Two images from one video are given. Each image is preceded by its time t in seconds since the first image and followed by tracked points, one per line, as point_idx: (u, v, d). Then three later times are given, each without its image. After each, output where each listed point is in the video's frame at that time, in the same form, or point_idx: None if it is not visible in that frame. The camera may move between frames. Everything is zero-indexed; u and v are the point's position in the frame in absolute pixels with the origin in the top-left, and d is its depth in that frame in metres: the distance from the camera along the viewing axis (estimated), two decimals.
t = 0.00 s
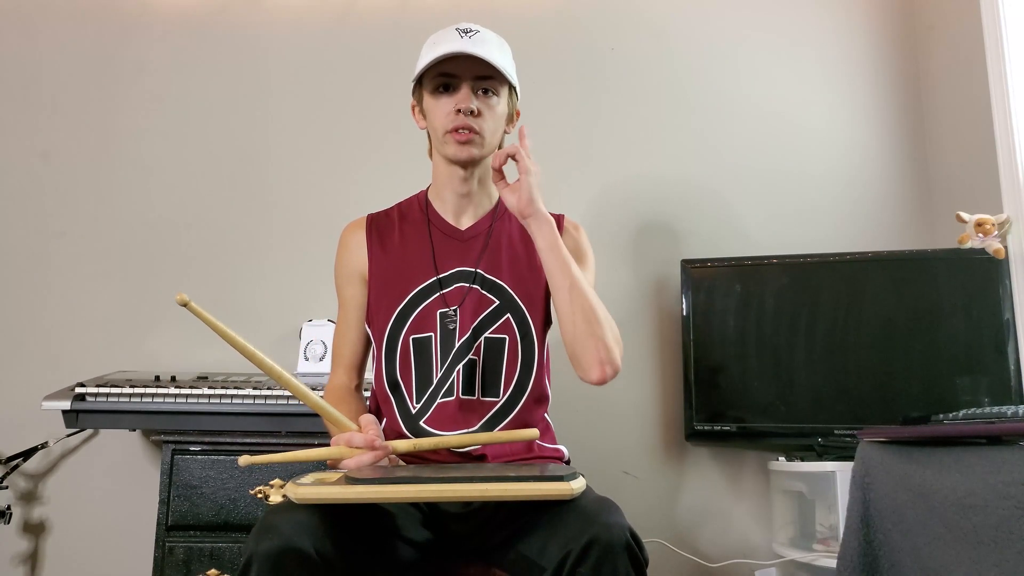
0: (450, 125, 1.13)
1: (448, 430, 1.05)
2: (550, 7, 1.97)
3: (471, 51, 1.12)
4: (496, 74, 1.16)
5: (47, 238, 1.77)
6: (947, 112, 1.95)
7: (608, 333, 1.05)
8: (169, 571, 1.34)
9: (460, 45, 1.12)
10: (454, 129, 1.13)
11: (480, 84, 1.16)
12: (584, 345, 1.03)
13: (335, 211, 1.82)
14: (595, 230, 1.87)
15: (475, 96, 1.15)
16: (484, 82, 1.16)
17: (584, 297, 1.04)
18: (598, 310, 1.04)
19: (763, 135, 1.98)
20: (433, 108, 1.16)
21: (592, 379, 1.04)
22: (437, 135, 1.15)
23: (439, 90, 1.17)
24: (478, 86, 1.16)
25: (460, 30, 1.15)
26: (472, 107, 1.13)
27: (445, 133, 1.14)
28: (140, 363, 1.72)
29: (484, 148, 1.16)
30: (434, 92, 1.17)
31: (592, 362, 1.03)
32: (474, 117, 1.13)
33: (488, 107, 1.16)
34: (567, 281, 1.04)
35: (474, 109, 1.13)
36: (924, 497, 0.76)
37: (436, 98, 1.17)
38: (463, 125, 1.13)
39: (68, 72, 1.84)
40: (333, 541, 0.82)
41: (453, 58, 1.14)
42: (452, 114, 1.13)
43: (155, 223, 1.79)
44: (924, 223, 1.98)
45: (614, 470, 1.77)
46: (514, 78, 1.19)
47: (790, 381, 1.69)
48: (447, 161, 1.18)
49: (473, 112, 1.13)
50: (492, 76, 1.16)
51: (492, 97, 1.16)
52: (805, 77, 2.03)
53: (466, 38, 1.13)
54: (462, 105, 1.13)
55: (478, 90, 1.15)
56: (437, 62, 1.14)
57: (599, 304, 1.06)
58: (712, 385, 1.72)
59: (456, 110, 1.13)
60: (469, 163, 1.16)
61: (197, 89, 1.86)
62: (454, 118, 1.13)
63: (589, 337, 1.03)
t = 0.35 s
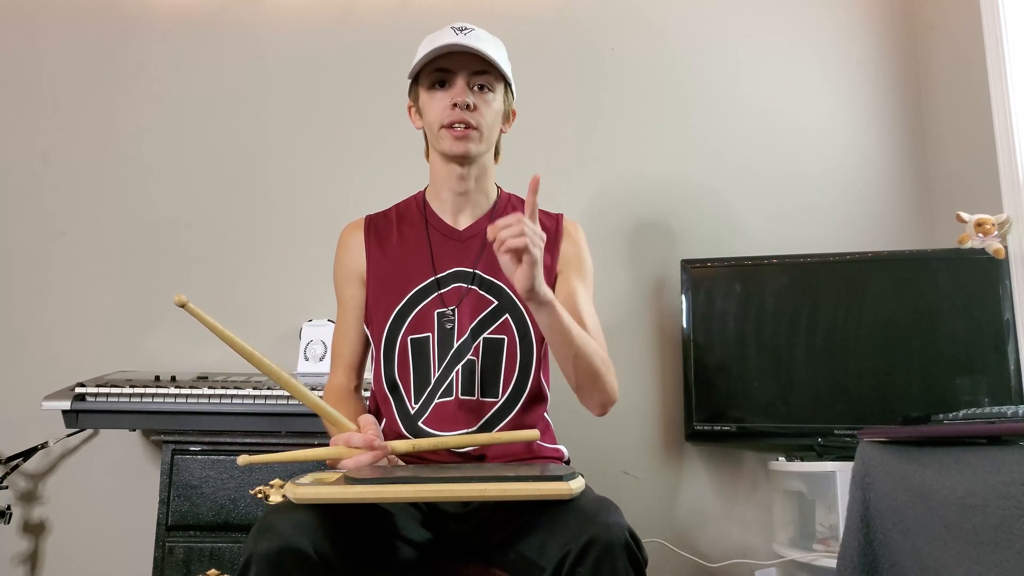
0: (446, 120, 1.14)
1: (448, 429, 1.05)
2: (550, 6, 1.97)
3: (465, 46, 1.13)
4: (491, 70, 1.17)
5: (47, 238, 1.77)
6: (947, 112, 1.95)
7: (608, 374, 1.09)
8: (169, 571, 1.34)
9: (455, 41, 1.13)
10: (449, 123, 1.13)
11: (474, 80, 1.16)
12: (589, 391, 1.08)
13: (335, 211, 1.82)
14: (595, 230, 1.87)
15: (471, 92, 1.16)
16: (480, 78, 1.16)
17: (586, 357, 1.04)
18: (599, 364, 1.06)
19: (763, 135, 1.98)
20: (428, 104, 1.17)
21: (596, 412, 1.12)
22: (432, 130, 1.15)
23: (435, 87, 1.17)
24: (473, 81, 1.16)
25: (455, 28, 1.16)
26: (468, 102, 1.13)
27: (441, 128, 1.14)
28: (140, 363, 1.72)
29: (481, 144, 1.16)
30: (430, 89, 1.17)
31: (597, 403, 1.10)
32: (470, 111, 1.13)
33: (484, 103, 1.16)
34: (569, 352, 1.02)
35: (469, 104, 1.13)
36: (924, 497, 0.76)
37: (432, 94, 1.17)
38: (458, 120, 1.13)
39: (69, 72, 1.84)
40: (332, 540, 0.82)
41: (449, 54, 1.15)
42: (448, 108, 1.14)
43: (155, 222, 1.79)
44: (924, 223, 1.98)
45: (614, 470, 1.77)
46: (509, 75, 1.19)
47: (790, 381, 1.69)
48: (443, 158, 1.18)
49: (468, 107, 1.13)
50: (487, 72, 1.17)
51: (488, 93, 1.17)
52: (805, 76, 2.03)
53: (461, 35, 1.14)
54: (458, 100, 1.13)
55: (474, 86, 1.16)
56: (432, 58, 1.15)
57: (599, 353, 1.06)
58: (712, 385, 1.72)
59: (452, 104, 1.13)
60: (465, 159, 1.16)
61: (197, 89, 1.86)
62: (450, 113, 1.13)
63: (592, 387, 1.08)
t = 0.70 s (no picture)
0: (446, 123, 1.14)
1: (448, 429, 1.05)
2: (550, 7, 1.97)
3: (465, 48, 1.13)
4: (491, 72, 1.17)
5: (47, 238, 1.77)
6: (947, 112, 1.95)
7: (605, 393, 1.10)
8: (169, 572, 1.34)
9: (454, 43, 1.13)
10: (450, 126, 1.14)
11: (474, 82, 1.16)
12: (586, 409, 1.09)
13: (335, 211, 1.82)
14: (595, 230, 1.87)
15: (471, 94, 1.16)
16: (480, 80, 1.16)
17: (582, 383, 1.04)
18: (595, 389, 1.07)
19: (763, 134, 1.98)
20: (429, 107, 1.17)
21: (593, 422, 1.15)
22: (433, 133, 1.16)
23: (435, 89, 1.17)
24: (473, 83, 1.16)
25: (455, 30, 1.16)
26: (468, 105, 1.13)
27: (441, 131, 1.14)
28: (140, 363, 1.72)
29: (481, 146, 1.16)
30: (430, 91, 1.17)
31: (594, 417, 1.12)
32: (470, 114, 1.13)
33: (484, 106, 1.16)
34: (566, 383, 1.03)
35: (469, 107, 1.13)
36: (924, 497, 0.76)
37: (432, 97, 1.17)
38: (459, 123, 1.13)
39: (69, 72, 1.84)
40: (332, 540, 0.82)
41: (449, 57, 1.15)
42: (448, 112, 1.14)
43: (155, 222, 1.79)
44: (924, 223, 1.98)
45: (614, 470, 1.77)
46: (509, 76, 1.19)
47: (790, 382, 1.69)
48: (444, 160, 1.18)
49: (468, 109, 1.13)
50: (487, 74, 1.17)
51: (488, 95, 1.17)
52: (805, 77, 2.03)
53: (461, 37, 1.14)
54: (458, 102, 1.14)
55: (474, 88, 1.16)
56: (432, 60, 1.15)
57: (595, 377, 1.07)
58: (712, 385, 1.72)
59: (452, 107, 1.13)
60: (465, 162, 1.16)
61: (197, 88, 1.86)
62: (450, 116, 1.13)
63: (589, 407, 1.09)
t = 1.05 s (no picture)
0: (446, 124, 1.14)
1: (448, 429, 1.05)
2: (550, 6, 1.97)
3: (466, 48, 1.13)
4: (492, 72, 1.17)
5: (47, 238, 1.76)
6: (948, 111, 1.95)
7: (604, 391, 1.10)
8: (169, 571, 1.34)
9: (454, 43, 1.13)
10: (451, 127, 1.14)
11: (475, 82, 1.16)
12: (585, 408, 1.09)
13: (335, 210, 1.82)
14: (595, 230, 1.87)
15: (472, 94, 1.16)
16: (480, 81, 1.16)
17: (581, 381, 1.04)
18: (594, 387, 1.07)
19: (763, 134, 1.98)
20: (429, 107, 1.17)
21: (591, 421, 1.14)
22: (434, 133, 1.16)
23: (436, 89, 1.17)
24: (473, 84, 1.16)
25: (455, 30, 1.16)
26: (469, 105, 1.13)
27: (441, 131, 1.14)
28: (140, 363, 1.72)
29: (482, 146, 1.16)
30: (430, 91, 1.17)
31: (592, 416, 1.12)
32: (470, 114, 1.14)
33: (485, 106, 1.16)
34: (566, 380, 1.03)
35: (470, 107, 1.13)
36: (925, 497, 0.76)
37: (433, 97, 1.17)
38: (460, 123, 1.14)
39: (69, 72, 1.84)
40: (332, 540, 0.82)
41: (449, 56, 1.15)
42: (449, 112, 1.14)
43: (155, 222, 1.79)
44: (924, 222, 1.98)
45: (614, 470, 1.77)
46: (510, 76, 1.19)
47: (790, 381, 1.69)
48: (444, 161, 1.18)
49: (469, 110, 1.13)
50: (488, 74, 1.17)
51: (489, 95, 1.17)
52: (805, 77, 2.03)
53: (462, 37, 1.14)
54: (458, 102, 1.14)
55: (474, 88, 1.16)
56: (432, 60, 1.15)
57: (595, 376, 1.07)
58: (712, 385, 1.72)
59: (453, 107, 1.13)
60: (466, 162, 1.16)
61: (197, 89, 1.86)
62: (450, 117, 1.13)
63: (588, 406, 1.09)
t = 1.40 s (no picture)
0: (453, 117, 1.14)
1: (447, 430, 1.05)
2: (550, 6, 1.97)
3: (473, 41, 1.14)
4: (496, 67, 1.18)
5: (47, 238, 1.76)
6: (948, 111, 1.95)
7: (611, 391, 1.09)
8: (169, 571, 1.34)
9: (462, 36, 1.14)
10: (458, 119, 1.14)
11: (480, 77, 1.17)
12: (593, 409, 1.09)
13: (335, 210, 1.82)
14: (595, 230, 1.87)
15: (477, 88, 1.16)
16: (485, 75, 1.17)
17: (588, 382, 1.04)
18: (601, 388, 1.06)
19: (763, 134, 1.98)
20: (434, 101, 1.16)
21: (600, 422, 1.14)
22: (439, 126, 1.15)
23: (440, 83, 1.17)
24: (478, 78, 1.17)
25: (459, 25, 1.17)
26: (476, 98, 1.14)
27: (448, 124, 1.14)
28: (140, 363, 1.72)
29: (487, 141, 1.16)
30: (435, 84, 1.17)
31: (600, 415, 1.11)
32: (478, 108, 1.14)
33: (490, 100, 1.16)
34: (573, 381, 1.02)
35: (477, 101, 1.14)
36: (925, 497, 0.76)
37: (437, 90, 1.17)
38: (467, 116, 1.13)
39: (69, 72, 1.84)
40: (332, 540, 0.82)
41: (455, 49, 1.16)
42: (457, 104, 1.14)
43: (156, 222, 1.79)
44: (924, 222, 1.98)
45: (614, 470, 1.77)
46: (512, 72, 1.20)
47: (790, 381, 1.69)
48: (447, 155, 1.17)
49: (477, 103, 1.14)
50: (491, 69, 1.18)
51: (494, 90, 1.17)
52: (805, 77, 2.03)
53: (467, 31, 1.15)
54: (467, 95, 1.14)
55: (480, 82, 1.16)
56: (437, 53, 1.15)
57: (601, 377, 1.06)
58: (712, 385, 1.72)
59: (461, 100, 1.13)
60: (472, 156, 1.16)
61: (197, 89, 1.86)
62: (458, 110, 1.13)
63: (597, 407, 1.09)
